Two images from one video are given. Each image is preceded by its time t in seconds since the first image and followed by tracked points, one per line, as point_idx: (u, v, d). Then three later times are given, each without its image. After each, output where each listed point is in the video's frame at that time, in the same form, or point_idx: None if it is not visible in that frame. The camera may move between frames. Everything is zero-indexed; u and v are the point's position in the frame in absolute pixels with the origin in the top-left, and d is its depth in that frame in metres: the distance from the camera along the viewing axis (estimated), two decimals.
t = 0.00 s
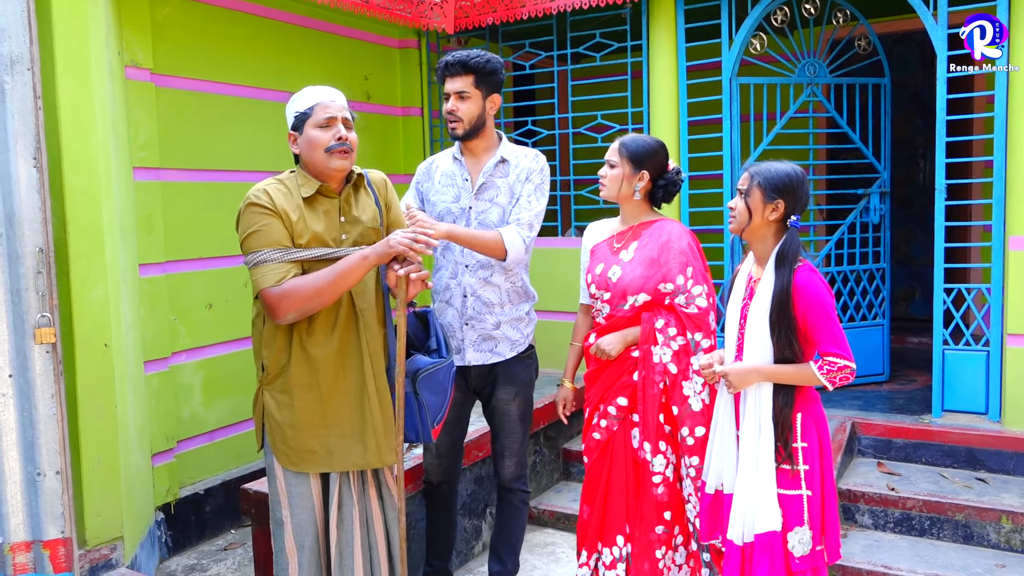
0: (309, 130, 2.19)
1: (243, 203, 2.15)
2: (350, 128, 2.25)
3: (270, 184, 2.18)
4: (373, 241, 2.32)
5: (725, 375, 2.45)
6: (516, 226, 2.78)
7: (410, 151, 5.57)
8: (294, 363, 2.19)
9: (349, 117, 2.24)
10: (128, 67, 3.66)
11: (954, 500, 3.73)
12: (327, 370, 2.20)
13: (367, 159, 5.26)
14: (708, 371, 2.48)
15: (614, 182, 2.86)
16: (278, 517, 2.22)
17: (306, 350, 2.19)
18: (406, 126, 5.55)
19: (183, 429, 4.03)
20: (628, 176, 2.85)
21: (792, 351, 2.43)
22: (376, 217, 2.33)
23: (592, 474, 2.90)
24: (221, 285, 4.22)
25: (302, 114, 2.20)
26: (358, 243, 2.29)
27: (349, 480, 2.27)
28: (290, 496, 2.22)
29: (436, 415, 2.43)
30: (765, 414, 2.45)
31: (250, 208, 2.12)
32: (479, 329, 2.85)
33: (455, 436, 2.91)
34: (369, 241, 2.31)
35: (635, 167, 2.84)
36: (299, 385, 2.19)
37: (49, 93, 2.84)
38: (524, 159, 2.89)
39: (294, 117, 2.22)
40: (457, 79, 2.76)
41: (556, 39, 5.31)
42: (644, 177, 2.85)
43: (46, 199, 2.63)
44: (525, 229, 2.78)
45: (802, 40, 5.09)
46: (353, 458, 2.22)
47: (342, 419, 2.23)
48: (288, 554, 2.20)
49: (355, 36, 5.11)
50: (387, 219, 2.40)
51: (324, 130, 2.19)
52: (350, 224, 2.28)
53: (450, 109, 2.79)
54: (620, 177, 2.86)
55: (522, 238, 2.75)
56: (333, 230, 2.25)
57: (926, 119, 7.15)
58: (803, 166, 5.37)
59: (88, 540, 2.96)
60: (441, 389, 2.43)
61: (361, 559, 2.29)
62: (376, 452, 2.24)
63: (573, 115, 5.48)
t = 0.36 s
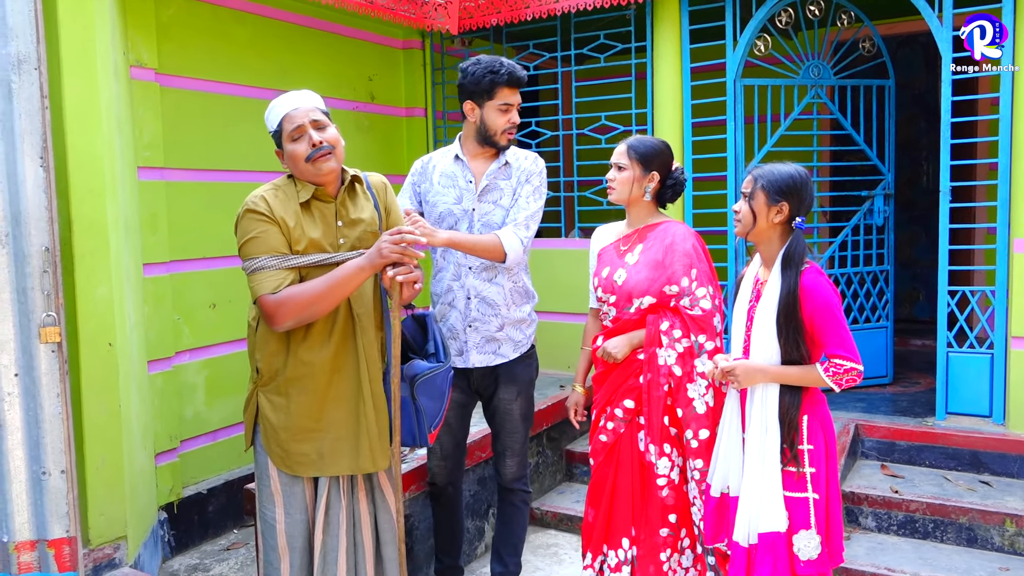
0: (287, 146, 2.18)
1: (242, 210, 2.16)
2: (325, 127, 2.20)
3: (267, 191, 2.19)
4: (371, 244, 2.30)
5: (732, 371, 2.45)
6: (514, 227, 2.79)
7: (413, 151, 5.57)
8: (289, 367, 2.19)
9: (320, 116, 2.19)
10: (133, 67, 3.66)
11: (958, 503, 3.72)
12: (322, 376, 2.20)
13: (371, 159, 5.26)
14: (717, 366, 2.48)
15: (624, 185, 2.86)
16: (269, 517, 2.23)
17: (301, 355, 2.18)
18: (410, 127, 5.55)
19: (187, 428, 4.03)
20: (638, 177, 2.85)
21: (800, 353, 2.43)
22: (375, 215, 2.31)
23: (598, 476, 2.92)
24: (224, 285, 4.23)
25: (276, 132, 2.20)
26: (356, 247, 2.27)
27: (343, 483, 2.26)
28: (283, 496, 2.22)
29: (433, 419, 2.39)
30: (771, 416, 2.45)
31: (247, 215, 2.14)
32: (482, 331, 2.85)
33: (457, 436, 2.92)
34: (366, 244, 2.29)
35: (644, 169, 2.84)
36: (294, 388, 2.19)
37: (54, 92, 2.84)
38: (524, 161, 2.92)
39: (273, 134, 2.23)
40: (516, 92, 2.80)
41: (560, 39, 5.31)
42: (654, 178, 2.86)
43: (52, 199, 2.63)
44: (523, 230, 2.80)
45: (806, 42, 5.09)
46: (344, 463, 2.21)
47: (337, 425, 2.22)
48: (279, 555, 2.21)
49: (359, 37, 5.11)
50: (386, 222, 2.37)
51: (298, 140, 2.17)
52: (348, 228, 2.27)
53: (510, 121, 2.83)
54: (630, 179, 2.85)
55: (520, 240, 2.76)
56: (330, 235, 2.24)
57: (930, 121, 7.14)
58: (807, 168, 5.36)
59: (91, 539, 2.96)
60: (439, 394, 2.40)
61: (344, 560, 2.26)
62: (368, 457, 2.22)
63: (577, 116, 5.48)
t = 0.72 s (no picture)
0: (309, 144, 2.19)
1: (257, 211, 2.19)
2: (352, 134, 2.20)
3: (282, 193, 2.21)
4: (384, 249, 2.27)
5: (740, 369, 2.44)
6: (518, 229, 2.86)
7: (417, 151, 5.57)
8: (300, 365, 2.21)
9: (348, 123, 2.18)
10: (139, 68, 3.67)
11: (964, 505, 3.72)
12: (330, 376, 2.20)
13: (375, 160, 5.26)
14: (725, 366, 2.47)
15: (624, 183, 2.87)
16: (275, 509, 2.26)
17: (310, 355, 2.20)
18: (414, 128, 5.55)
19: (191, 429, 4.03)
20: (638, 177, 2.85)
21: (808, 354, 2.42)
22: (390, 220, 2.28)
23: (603, 477, 2.91)
24: (229, 286, 4.23)
25: (302, 127, 2.21)
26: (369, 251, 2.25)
27: (345, 483, 2.25)
28: (288, 491, 2.25)
29: (439, 428, 2.30)
30: (780, 417, 2.45)
31: (261, 217, 2.17)
32: (478, 332, 2.86)
33: (456, 439, 2.91)
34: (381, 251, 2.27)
35: (647, 170, 2.84)
36: (304, 387, 2.21)
37: (61, 94, 2.85)
38: (513, 163, 2.94)
39: (300, 128, 2.24)
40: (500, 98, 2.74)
41: (564, 41, 5.31)
42: (654, 181, 2.85)
43: (59, 200, 2.63)
44: (526, 232, 2.86)
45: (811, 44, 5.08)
46: (347, 463, 2.20)
47: (343, 425, 2.22)
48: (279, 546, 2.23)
49: (364, 38, 5.11)
50: (404, 226, 2.35)
51: (321, 141, 2.17)
52: (362, 233, 2.24)
53: (493, 126, 2.78)
54: (631, 179, 2.86)
55: (525, 241, 2.83)
56: (342, 238, 2.23)
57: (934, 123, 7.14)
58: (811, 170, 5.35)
59: (96, 540, 2.96)
60: (447, 403, 2.31)
61: (340, 557, 2.25)
62: (372, 459, 2.21)
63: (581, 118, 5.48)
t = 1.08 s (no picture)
0: (313, 143, 2.19)
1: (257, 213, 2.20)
2: (358, 141, 2.20)
3: (283, 194, 2.21)
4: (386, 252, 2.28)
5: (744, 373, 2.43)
6: (515, 228, 2.87)
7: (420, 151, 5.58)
8: (300, 367, 2.22)
9: (356, 129, 2.19)
10: (142, 68, 3.68)
11: (967, 505, 3.71)
12: (330, 378, 2.21)
13: (378, 160, 5.27)
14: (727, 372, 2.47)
15: (626, 182, 2.87)
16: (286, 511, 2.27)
17: (311, 356, 2.21)
18: (418, 128, 5.56)
19: (195, 429, 4.04)
20: (639, 176, 2.85)
21: (813, 355, 2.42)
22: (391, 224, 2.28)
23: (601, 476, 2.91)
24: (232, 286, 4.23)
25: (308, 126, 2.20)
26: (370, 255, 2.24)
27: (349, 484, 2.25)
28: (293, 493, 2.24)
29: (444, 431, 2.28)
30: (785, 418, 2.44)
31: (260, 219, 2.18)
32: (475, 332, 2.87)
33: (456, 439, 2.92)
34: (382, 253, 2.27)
35: (647, 168, 2.84)
36: (305, 388, 2.22)
37: (65, 94, 2.86)
38: (505, 163, 2.96)
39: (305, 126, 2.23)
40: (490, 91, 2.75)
41: (567, 41, 5.31)
42: (655, 178, 2.84)
43: (64, 200, 2.64)
44: (522, 231, 2.87)
45: (814, 44, 5.08)
46: (350, 464, 2.22)
47: (345, 426, 2.22)
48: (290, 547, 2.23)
49: (367, 38, 5.12)
50: (404, 230, 2.34)
51: (327, 143, 2.17)
52: (362, 236, 2.24)
53: (486, 121, 2.79)
54: (632, 177, 2.86)
55: (523, 240, 2.84)
56: (342, 241, 2.23)
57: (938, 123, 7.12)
58: (815, 169, 5.35)
59: (100, 539, 2.96)
60: (452, 405, 2.30)
61: (355, 557, 2.25)
62: (375, 460, 2.21)
63: (584, 118, 5.48)
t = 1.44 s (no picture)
0: (290, 150, 2.18)
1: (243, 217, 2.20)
2: (332, 140, 2.17)
3: (269, 198, 2.22)
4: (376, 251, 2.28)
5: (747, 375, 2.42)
6: (505, 232, 2.86)
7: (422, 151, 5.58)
8: (292, 371, 2.21)
9: (328, 130, 2.16)
10: (146, 68, 3.69)
11: (970, 506, 3.70)
12: (325, 383, 2.21)
13: (380, 160, 5.27)
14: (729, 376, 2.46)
15: (622, 182, 2.87)
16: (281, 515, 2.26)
17: (304, 361, 2.21)
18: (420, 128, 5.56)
19: (197, 428, 4.05)
20: (635, 176, 2.85)
21: (815, 356, 2.42)
22: (379, 223, 2.28)
23: (600, 477, 2.92)
24: (235, 286, 4.24)
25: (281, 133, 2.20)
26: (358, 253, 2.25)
27: (348, 484, 2.26)
28: (291, 496, 2.24)
29: (434, 431, 2.30)
30: (787, 419, 2.44)
31: (248, 222, 2.18)
32: (469, 332, 2.87)
33: (454, 438, 2.92)
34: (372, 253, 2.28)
35: (642, 168, 2.84)
36: (298, 392, 2.21)
37: (69, 94, 2.87)
38: (500, 163, 2.95)
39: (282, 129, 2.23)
40: (437, 83, 2.75)
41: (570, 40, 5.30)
42: (650, 178, 2.84)
43: (67, 198, 2.65)
44: (513, 236, 2.87)
45: (816, 44, 5.08)
46: (348, 466, 2.22)
47: (341, 429, 2.23)
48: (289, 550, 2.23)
49: (370, 39, 5.13)
50: (393, 229, 2.35)
51: (300, 150, 2.17)
52: (350, 236, 2.25)
53: (428, 111, 2.79)
54: (628, 177, 2.86)
55: (513, 246, 2.84)
56: (331, 242, 2.24)
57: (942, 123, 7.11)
58: (817, 169, 5.35)
59: (103, 538, 2.97)
60: (442, 405, 2.31)
61: (353, 559, 2.26)
62: (373, 462, 2.22)
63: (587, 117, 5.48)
